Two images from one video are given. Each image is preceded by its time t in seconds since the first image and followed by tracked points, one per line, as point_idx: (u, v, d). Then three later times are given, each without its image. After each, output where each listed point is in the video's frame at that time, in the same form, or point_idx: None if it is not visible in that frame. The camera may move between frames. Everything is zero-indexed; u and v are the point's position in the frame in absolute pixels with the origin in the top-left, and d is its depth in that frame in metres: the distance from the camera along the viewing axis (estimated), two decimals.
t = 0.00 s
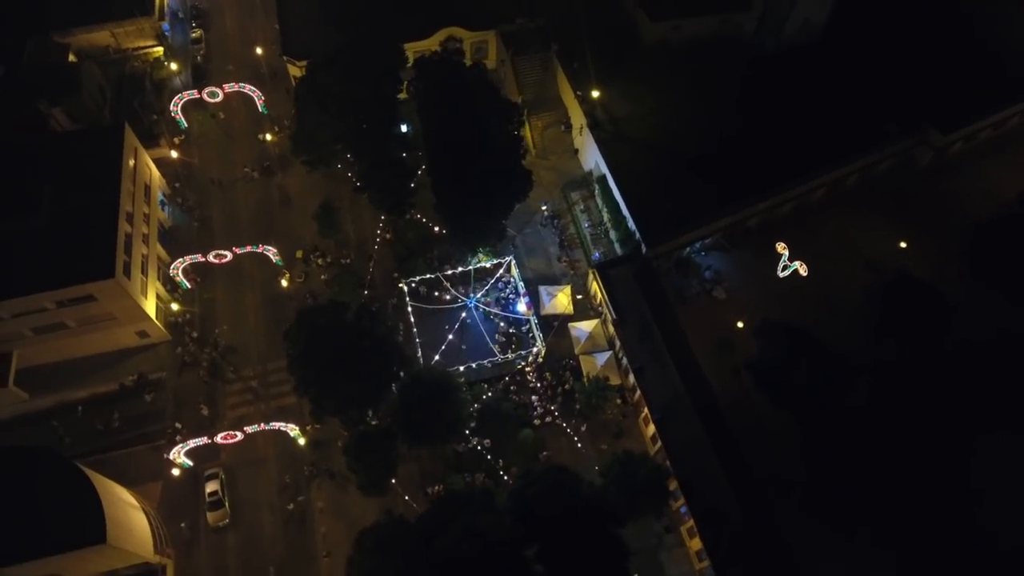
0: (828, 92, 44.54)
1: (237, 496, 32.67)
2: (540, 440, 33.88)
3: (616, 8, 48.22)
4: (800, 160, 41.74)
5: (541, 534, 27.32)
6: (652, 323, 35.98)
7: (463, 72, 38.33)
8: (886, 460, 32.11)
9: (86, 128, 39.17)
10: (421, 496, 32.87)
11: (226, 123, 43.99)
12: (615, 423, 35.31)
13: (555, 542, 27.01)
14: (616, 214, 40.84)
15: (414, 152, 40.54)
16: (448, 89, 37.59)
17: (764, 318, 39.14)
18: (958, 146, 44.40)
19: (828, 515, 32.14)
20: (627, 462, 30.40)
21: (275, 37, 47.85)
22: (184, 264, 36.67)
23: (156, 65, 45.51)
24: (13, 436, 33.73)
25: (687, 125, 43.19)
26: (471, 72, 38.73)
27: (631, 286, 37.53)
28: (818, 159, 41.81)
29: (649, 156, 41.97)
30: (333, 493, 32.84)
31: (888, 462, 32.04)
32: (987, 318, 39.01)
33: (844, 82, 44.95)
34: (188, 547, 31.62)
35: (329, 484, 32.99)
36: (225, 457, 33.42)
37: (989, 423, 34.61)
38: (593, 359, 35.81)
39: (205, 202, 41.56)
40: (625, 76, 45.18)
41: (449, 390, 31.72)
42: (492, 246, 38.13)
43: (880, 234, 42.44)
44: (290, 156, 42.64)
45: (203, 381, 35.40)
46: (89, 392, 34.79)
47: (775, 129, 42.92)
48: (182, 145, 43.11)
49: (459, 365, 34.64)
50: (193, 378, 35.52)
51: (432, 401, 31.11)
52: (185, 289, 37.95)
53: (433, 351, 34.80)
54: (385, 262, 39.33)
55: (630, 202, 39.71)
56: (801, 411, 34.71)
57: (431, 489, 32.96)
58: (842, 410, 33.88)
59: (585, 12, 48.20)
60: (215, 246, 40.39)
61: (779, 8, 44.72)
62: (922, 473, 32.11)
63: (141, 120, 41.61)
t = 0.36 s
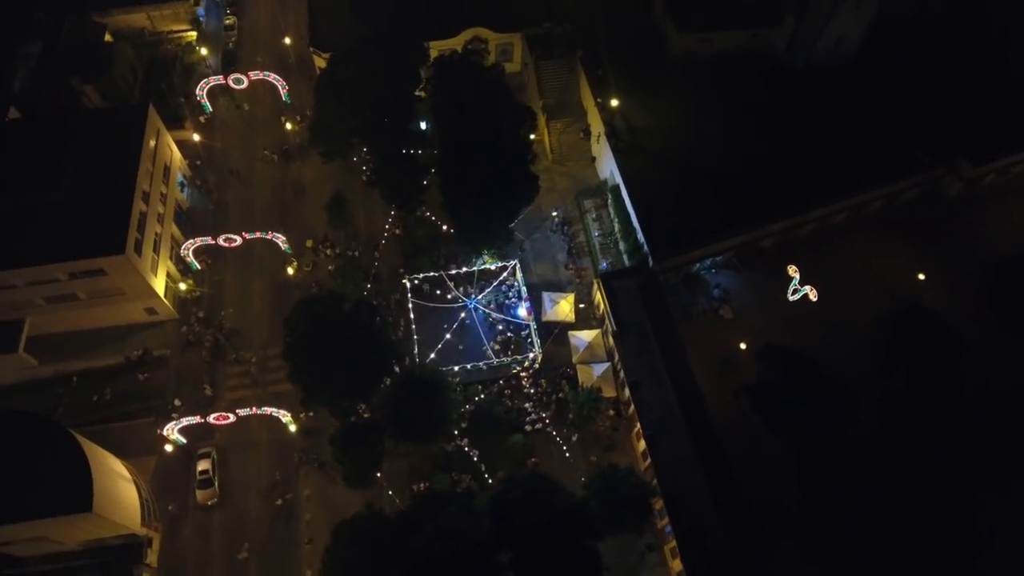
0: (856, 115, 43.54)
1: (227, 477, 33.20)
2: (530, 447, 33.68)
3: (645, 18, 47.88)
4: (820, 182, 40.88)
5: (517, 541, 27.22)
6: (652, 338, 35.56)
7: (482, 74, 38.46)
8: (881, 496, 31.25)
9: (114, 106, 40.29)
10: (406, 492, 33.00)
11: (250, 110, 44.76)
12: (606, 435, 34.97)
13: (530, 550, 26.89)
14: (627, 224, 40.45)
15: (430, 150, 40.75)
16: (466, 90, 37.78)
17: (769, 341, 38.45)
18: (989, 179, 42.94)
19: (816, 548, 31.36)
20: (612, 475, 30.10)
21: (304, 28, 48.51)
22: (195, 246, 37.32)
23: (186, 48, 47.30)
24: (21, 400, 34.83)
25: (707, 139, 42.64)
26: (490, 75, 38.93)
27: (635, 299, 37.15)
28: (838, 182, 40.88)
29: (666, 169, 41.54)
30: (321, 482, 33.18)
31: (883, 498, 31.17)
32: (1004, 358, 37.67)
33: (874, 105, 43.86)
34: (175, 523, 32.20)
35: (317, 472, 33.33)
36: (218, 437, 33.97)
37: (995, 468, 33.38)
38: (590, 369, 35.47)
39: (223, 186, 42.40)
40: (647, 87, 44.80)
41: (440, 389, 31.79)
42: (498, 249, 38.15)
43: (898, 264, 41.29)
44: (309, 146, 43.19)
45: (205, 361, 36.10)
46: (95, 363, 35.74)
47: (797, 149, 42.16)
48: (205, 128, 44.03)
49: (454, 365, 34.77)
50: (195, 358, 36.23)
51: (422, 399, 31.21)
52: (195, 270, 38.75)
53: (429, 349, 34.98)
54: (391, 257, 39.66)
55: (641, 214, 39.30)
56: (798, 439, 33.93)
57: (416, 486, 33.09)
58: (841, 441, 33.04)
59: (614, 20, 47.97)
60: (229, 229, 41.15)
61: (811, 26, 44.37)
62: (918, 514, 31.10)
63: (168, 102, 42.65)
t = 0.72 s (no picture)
0: (886, 141, 42.30)
1: (219, 456, 33.83)
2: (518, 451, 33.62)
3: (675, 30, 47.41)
4: (840, 206, 39.85)
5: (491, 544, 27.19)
6: (652, 353, 35.16)
7: (503, 76, 38.47)
8: (871, 534, 30.40)
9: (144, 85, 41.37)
10: (391, 486, 33.25)
11: (276, 98, 45.55)
12: (597, 447, 34.68)
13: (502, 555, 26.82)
14: (637, 236, 40.05)
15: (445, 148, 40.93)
16: (485, 91, 37.81)
17: (772, 365, 37.72)
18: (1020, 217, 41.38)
19: None
20: (594, 488, 29.90)
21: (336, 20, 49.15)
22: (209, 226, 38.13)
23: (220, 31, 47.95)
24: (31, 363, 35.95)
25: (727, 156, 41.93)
26: (509, 76, 38.99)
27: (638, 312, 36.75)
28: (859, 208, 39.78)
29: (681, 182, 40.97)
30: (309, 469, 33.58)
31: (873, 536, 30.32)
32: (1017, 404, 36.33)
33: (906, 132, 42.58)
34: (166, 496, 32.91)
35: (306, 459, 33.75)
36: (214, 416, 34.65)
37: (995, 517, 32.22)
38: (586, 379, 35.28)
39: (243, 171, 43.21)
40: (671, 99, 44.25)
41: (431, 387, 31.93)
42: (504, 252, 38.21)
43: (914, 297, 40.10)
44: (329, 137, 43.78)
45: (209, 340, 36.84)
46: (105, 333, 36.73)
47: (819, 170, 41.13)
48: (232, 112, 44.93)
49: (448, 365, 34.89)
50: (200, 336, 36.99)
51: (412, 396, 31.39)
52: (207, 251, 39.62)
53: (425, 347, 35.10)
54: (399, 251, 39.96)
55: (652, 226, 38.86)
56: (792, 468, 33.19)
57: (401, 481, 33.32)
58: (835, 474, 32.20)
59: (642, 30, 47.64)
60: (245, 213, 41.93)
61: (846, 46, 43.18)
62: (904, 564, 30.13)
63: (197, 85, 43.74)
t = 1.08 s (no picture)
0: (913, 167, 41.09)
1: (214, 435, 34.43)
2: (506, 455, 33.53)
3: (703, 42, 46.85)
4: (858, 232, 38.83)
5: (465, 546, 27.20)
6: (649, 367, 34.77)
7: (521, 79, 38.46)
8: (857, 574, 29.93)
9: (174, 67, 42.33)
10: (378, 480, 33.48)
11: (300, 88, 46.22)
12: (586, 457, 34.44)
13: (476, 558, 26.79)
14: (646, 248, 39.60)
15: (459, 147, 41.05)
16: (502, 92, 37.87)
17: (773, 389, 36.99)
18: None
19: None
20: (576, 498, 29.67)
21: (364, 14, 49.65)
22: (223, 210, 38.83)
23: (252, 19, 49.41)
24: (45, 331, 37.12)
25: (746, 172, 41.23)
26: (527, 79, 38.96)
27: (640, 325, 36.37)
28: (878, 235, 38.75)
29: (695, 196, 40.41)
30: (299, 455, 34.00)
31: None
32: None
33: (934, 159, 41.30)
34: (159, 470, 33.64)
35: (297, 445, 34.17)
36: (212, 396, 35.27)
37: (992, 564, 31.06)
38: (581, 389, 34.99)
39: (263, 157, 44.00)
40: (693, 112, 43.77)
41: (422, 384, 32.02)
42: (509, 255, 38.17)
43: (929, 331, 38.88)
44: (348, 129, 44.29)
45: (214, 321, 37.54)
46: (116, 307, 37.73)
47: (840, 193, 40.13)
48: (256, 99, 45.78)
49: (443, 364, 34.99)
50: (206, 317, 37.71)
51: (403, 392, 31.49)
52: (221, 233, 40.37)
53: (422, 344, 35.28)
54: (406, 246, 40.15)
55: (661, 239, 38.39)
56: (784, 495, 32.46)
57: (387, 475, 33.52)
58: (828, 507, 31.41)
59: (669, 41, 47.17)
60: (261, 199, 42.66)
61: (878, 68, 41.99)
62: None
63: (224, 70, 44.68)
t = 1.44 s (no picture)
0: (939, 199, 39.83)
1: (211, 414, 35.07)
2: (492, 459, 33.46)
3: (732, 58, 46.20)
4: (874, 261, 37.77)
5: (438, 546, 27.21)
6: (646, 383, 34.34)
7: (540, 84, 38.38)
8: None
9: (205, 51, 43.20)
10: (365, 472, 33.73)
11: (325, 79, 46.87)
12: (575, 468, 34.17)
13: (447, 558, 26.75)
14: (654, 262, 39.03)
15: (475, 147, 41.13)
16: (519, 96, 37.83)
17: (772, 415, 36.18)
18: None
19: None
20: (555, 508, 29.42)
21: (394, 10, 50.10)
22: (237, 194, 39.35)
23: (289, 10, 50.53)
24: (60, 300, 38.28)
25: (763, 193, 40.45)
26: (545, 84, 38.86)
27: (640, 339, 35.94)
28: (895, 266, 37.62)
29: (709, 213, 39.78)
30: (290, 441, 34.44)
31: None
32: None
33: (962, 193, 39.96)
34: (154, 443, 34.39)
35: (289, 431, 34.62)
36: (213, 376, 35.92)
37: None
38: (575, 399, 34.83)
39: (284, 146, 44.75)
40: (714, 128, 43.16)
41: (413, 381, 32.09)
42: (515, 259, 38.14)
43: (941, 368, 37.57)
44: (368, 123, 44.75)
45: (221, 303, 38.27)
46: (129, 282, 38.73)
47: (858, 221, 39.16)
48: (282, 88, 46.55)
49: (438, 362, 35.21)
50: (213, 298, 38.45)
51: (394, 387, 31.59)
52: (234, 217, 40.97)
53: (419, 341, 35.50)
54: (414, 243, 40.38)
55: (670, 254, 37.83)
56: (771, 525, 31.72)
57: (373, 468, 33.70)
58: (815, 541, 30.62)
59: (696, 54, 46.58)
60: (278, 187, 43.39)
61: (910, 95, 40.80)
62: None
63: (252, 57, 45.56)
